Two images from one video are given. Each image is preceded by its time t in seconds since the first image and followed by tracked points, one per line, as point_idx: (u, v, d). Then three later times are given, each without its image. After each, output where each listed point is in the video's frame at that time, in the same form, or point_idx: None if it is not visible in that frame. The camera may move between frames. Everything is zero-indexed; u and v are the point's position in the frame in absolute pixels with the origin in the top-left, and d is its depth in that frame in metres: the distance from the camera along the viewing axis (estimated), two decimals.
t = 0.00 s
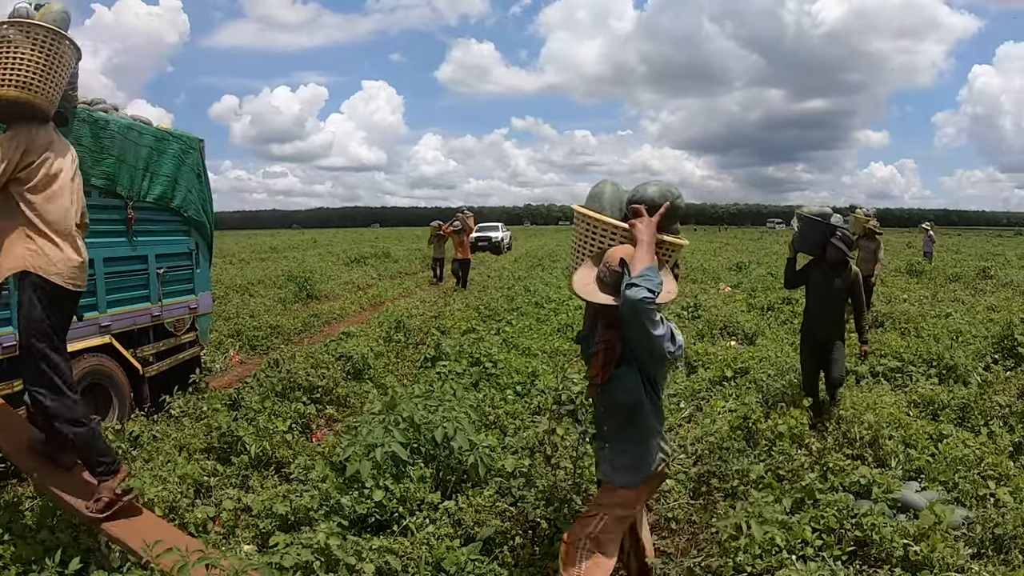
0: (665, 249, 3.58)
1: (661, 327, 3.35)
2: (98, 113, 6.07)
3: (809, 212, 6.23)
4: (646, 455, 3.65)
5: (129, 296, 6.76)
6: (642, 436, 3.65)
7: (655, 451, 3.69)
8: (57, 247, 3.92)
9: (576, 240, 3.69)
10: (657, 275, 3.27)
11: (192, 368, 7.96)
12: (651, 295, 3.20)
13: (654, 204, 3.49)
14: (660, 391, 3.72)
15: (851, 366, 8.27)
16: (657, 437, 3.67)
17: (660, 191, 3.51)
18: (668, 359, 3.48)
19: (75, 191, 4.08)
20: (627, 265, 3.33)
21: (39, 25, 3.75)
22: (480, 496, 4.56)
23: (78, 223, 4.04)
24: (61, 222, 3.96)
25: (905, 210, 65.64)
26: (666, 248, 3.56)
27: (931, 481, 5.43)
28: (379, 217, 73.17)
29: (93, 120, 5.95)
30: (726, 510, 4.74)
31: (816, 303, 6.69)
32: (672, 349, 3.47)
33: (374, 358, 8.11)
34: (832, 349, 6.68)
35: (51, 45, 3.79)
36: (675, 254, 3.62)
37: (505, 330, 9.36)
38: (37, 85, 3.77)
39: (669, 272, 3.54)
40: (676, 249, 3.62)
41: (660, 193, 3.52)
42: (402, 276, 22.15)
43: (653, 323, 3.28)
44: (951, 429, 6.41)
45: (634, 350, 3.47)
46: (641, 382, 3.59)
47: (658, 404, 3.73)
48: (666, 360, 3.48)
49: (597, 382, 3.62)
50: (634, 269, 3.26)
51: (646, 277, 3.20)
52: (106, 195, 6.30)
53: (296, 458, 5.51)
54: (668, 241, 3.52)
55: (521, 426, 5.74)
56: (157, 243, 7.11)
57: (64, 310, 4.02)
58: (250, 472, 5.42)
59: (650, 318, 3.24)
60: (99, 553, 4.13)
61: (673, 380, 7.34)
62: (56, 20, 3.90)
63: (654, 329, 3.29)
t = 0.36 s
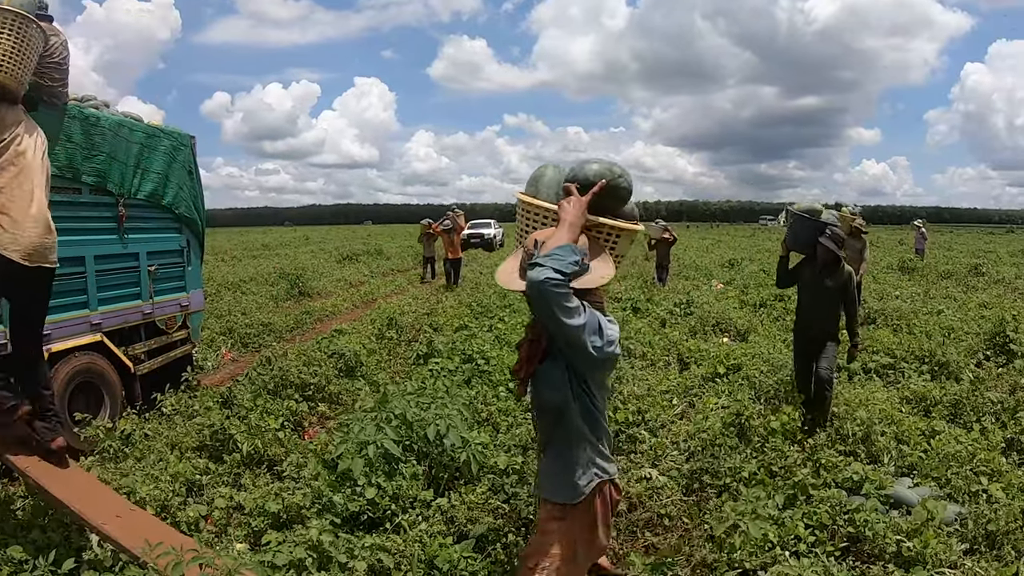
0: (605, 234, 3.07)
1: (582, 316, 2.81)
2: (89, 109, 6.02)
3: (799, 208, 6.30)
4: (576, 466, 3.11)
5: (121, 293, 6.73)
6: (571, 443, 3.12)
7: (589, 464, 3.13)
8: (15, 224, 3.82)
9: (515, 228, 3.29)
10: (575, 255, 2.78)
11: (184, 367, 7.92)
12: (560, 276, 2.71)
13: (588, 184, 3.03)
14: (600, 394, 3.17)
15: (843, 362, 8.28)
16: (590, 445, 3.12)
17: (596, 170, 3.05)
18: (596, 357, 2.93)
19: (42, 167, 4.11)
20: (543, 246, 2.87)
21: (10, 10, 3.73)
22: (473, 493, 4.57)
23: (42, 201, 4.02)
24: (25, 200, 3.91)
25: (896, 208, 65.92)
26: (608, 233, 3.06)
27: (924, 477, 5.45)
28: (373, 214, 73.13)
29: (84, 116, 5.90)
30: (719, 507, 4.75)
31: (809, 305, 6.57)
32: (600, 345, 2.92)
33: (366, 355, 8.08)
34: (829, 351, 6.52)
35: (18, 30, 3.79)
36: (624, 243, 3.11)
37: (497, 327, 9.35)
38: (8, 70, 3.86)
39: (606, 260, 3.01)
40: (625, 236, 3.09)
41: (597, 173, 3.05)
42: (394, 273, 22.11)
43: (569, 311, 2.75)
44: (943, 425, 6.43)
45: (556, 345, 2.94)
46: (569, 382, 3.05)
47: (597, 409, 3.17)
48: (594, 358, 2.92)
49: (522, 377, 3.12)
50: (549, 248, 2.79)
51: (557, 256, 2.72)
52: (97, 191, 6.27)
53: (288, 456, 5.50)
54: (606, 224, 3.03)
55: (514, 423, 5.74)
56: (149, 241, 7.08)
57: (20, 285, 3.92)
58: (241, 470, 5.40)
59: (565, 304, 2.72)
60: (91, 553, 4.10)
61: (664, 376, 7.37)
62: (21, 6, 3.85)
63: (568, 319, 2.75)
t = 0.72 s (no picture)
0: (545, 212, 2.44)
1: (499, 297, 2.23)
2: (81, 106, 5.99)
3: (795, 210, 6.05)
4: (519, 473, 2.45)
5: (113, 291, 6.70)
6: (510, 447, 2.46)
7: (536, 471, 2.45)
8: None
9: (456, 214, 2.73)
10: (491, 231, 2.24)
11: (176, 365, 7.88)
12: (468, 253, 2.16)
13: (520, 152, 2.43)
14: (547, 386, 2.49)
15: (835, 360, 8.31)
16: (536, 448, 2.45)
17: (531, 136, 2.44)
18: (524, 342, 2.30)
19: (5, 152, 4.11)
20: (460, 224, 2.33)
21: None
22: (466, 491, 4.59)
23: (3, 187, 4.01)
24: None
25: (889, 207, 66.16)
26: (547, 211, 2.44)
27: (916, 475, 5.47)
28: (367, 211, 73.00)
29: (75, 113, 5.87)
30: (712, 505, 4.75)
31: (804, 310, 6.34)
32: (525, 329, 2.29)
33: (359, 353, 8.06)
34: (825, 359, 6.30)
35: None
36: (566, 224, 2.50)
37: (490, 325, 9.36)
38: None
39: (543, 242, 2.43)
40: (567, 213, 2.48)
41: (533, 140, 2.44)
42: (387, 271, 22.08)
43: (479, 290, 2.18)
44: (935, 422, 6.45)
45: (476, 331, 2.33)
46: (501, 374, 2.42)
47: (545, 405, 2.50)
48: (520, 343, 2.30)
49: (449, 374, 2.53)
50: (463, 225, 2.26)
51: (465, 232, 2.19)
52: (89, 188, 6.24)
53: (281, 454, 5.49)
54: (542, 199, 2.40)
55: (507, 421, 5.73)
56: (140, 238, 7.05)
57: None
58: (234, 468, 5.38)
59: (473, 284, 2.16)
60: (84, 552, 4.07)
61: (657, 374, 7.38)
62: None
63: (478, 300, 2.18)
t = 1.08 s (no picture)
0: (472, 205, 2.31)
1: (412, 292, 2.14)
2: (71, 103, 5.95)
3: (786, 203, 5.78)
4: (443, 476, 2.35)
5: (102, 289, 6.66)
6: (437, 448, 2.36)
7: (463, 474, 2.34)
8: None
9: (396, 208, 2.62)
10: (405, 223, 2.16)
11: (167, 364, 7.84)
12: (377, 245, 2.09)
13: (448, 142, 2.32)
14: (476, 386, 2.38)
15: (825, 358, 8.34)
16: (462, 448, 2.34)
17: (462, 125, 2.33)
18: (441, 339, 2.20)
19: None
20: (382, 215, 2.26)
21: None
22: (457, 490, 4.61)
23: None
24: None
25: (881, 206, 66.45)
26: (476, 204, 2.32)
27: (907, 472, 5.50)
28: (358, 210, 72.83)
29: (66, 111, 5.82)
30: (704, 502, 4.76)
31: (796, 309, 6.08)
32: (440, 326, 2.19)
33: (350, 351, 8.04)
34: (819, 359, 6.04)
35: None
36: (497, 218, 2.35)
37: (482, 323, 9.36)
38: None
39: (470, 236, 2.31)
40: (500, 206, 2.35)
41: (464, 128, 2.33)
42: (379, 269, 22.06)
43: (389, 284, 2.10)
44: (926, 420, 6.48)
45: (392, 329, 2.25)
46: (422, 374, 2.32)
47: (474, 407, 2.38)
48: (434, 342, 2.20)
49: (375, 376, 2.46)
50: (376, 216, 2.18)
51: (375, 223, 2.12)
52: (79, 186, 6.22)
53: (272, 453, 5.47)
54: (470, 190, 2.28)
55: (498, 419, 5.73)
56: (130, 236, 7.01)
57: None
58: (225, 466, 5.37)
59: (382, 277, 2.09)
60: (74, 552, 4.05)
61: (649, 372, 7.39)
62: None
63: (387, 294, 2.10)
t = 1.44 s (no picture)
0: (406, 174, 2.38)
1: (336, 258, 2.20)
2: (60, 101, 5.91)
3: (775, 202, 5.61)
4: (370, 443, 2.45)
5: (92, 287, 6.63)
6: (365, 414, 2.46)
7: (387, 443, 2.44)
8: None
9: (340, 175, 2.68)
10: (332, 190, 2.24)
11: (156, 362, 7.80)
12: (300, 212, 2.15)
13: (386, 113, 2.36)
14: (406, 355, 2.44)
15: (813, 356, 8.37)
16: (386, 418, 2.43)
17: (398, 96, 2.36)
18: (364, 306, 2.26)
19: None
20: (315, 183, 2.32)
21: None
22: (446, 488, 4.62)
23: None
24: None
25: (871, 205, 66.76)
26: (412, 173, 2.38)
27: (896, 470, 5.53)
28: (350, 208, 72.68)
29: (55, 108, 5.78)
30: (693, 499, 4.78)
31: (784, 311, 5.91)
32: (364, 294, 2.25)
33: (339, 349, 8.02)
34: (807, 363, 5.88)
35: None
36: (432, 187, 2.43)
37: (472, 321, 9.36)
38: None
39: (404, 205, 2.38)
40: (437, 175, 2.42)
41: (400, 100, 2.36)
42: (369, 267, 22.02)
43: (312, 250, 2.16)
44: (915, 418, 6.52)
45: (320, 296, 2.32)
46: (351, 342, 2.39)
47: (403, 374, 2.44)
48: (360, 309, 2.26)
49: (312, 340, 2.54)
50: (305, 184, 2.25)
51: (301, 189, 2.18)
52: (67, 184, 6.18)
53: (261, 452, 5.46)
54: (405, 159, 2.35)
55: (487, 417, 5.74)
56: (119, 234, 6.98)
57: None
58: (214, 465, 5.35)
59: (303, 244, 2.15)
60: (63, 552, 4.02)
61: (638, 370, 7.41)
62: None
63: (310, 260, 2.16)
